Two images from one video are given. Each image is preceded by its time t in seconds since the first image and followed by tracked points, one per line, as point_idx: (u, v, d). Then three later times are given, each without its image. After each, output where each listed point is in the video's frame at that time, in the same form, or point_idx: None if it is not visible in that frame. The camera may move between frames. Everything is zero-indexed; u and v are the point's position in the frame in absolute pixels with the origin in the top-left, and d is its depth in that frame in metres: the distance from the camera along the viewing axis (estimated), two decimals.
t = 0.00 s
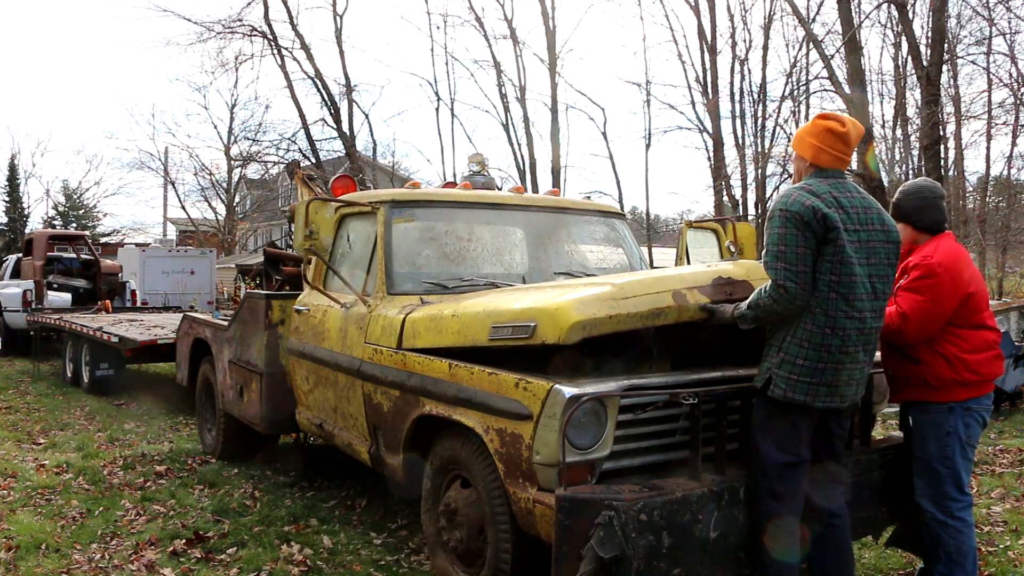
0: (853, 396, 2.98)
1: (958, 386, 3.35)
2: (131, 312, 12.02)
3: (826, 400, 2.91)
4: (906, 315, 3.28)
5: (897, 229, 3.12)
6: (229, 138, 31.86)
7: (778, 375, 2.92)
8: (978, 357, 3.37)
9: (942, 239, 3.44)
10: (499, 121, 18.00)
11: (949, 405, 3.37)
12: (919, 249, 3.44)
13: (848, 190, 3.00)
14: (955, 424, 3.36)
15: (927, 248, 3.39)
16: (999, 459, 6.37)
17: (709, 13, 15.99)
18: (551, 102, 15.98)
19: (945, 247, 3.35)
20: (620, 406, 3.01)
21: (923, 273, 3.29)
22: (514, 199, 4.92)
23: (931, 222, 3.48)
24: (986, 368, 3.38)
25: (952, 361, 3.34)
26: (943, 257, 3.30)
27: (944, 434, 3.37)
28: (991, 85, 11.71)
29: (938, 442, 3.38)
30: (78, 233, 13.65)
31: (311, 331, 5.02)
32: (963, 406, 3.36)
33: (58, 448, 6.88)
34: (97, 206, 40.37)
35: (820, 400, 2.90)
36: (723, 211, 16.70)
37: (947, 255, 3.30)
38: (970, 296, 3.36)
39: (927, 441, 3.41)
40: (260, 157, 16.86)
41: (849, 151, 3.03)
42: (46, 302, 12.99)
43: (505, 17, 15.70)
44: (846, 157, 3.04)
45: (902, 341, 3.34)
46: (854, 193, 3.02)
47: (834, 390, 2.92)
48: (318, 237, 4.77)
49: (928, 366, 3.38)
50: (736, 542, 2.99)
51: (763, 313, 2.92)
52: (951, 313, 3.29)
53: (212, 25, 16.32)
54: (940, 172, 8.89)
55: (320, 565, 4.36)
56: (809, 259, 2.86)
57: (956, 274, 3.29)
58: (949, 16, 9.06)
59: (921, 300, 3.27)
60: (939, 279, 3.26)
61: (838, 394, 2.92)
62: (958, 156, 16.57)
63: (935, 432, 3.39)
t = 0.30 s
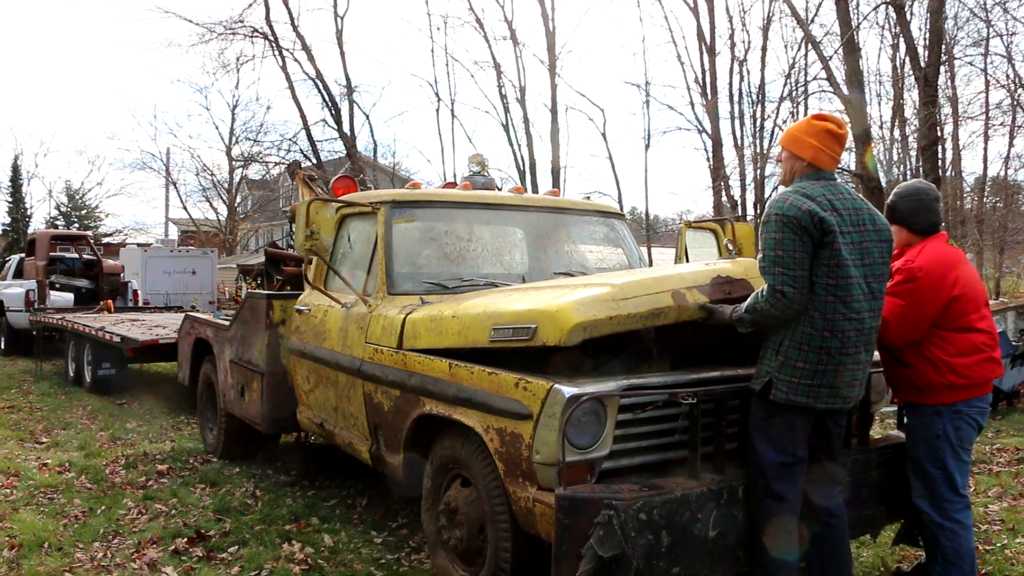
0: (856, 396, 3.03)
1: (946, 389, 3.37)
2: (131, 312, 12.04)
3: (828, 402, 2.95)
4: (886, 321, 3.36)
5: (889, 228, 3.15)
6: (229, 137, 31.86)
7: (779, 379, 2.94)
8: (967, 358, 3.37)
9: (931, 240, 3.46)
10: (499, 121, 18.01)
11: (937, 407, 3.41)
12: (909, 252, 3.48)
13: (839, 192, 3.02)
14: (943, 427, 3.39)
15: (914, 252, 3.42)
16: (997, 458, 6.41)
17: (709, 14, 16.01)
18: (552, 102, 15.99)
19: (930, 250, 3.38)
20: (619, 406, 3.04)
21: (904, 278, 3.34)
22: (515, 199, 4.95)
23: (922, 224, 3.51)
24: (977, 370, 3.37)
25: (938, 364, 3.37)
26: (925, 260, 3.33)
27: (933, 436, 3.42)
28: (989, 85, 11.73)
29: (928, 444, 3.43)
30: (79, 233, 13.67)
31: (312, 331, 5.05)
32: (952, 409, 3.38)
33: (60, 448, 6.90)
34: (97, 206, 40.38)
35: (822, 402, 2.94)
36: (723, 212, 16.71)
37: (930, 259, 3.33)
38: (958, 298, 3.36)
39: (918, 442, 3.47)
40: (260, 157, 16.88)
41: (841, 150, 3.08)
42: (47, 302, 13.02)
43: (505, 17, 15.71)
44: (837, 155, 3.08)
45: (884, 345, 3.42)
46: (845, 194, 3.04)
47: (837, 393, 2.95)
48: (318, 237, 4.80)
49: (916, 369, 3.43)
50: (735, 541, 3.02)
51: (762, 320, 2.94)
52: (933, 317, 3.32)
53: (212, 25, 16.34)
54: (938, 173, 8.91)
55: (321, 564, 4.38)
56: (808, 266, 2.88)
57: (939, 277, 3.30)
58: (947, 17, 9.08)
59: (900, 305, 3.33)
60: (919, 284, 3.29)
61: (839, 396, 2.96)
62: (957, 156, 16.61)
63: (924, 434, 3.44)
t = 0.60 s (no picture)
0: (865, 398, 3.00)
1: (943, 389, 3.34)
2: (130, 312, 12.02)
3: (838, 406, 2.92)
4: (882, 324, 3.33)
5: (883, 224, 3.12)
6: (229, 138, 31.85)
7: (788, 390, 2.92)
8: (963, 358, 3.34)
9: (925, 241, 3.43)
10: (499, 121, 17.98)
11: (935, 408, 3.38)
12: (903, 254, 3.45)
13: (833, 196, 2.98)
14: (941, 427, 3.36)
15: (908, 253, 3.39)
16: (1000, 459, 6.39)
17: (709, 13, 15.99)
18: (552, 102, 15.97)
19: (924, 251, 3.35)
20: (620, 407, 3.01)
21: (899, 279, 3.31)
22: (515, 199, 4.92)
23: (916, 224, 3.48)
24: (974, 369, 3.34)
25: (936, 365, 3.34)
26: (919, 261, 3.30)
27: (932, 437, 3.39)
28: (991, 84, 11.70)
29: (927, 445, 3.41)
30: (78, 233, 13.65)
31: (311, 331, 5.02)
32: (950, 409, 3.36)
33: (58, 448, 6.89)
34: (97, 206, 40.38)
35: (833, 407, 2.92)
36: (723, 211, 16.70)
37: (924, 259, 3.30)
38: (953, 297, 3.32)
39: (917, 443, 3.44)
40: (260, 156, 16.86)
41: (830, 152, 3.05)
42: (46, 302, 13.00)
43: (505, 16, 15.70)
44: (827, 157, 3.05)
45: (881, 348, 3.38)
46: (838, 196, 3.00)
47: (845, 397, 2.93)
48: (317, 237, 4.79)
49: (913, 370, 3.40)
50: (736, 543, 2.99)
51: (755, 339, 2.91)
52: (929, 318, 3.29)
53: (212, 25, 16.30)
54: (940, 172, 8.88)
55: (320, 565, 4.36)
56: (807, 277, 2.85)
57: (934, 277, 3.27)
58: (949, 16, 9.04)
59: (896, 306, 3.29)
60: (915, 284, 3.26)
61: (848, 401, 2.93)
62: (959, 156, 16.58)
63: (923, 434, 3.42)
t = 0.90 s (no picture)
0: (868, 399, 2.97)
1: (939, 390, 3.34)
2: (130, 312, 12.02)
3: (845, 412, 2.89)
4: (883, 325, 3.31)
5: (857, 217, 3.05)
6: (229, 138, 31.85)
7: (792, 407, 2.90)
8: (960, 360, 3.34)
9: (924, 241, 3.42)
10: (499, 121, 17.98)
11: (929, 407, 3.38)
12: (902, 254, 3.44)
13: (805, 216, 2.89)
14: (935, 426, 3.37)
15: (907, 254, 3.38)
16: (1000, 459, 6.39)
17: (710, 13, 15.98)
18: (552, 102, 15.96)
19: (924, 251, 3.35)
20: (620, 407, 3.00)
21: (900, 279, 3.30)
22: (515, 199, 4.92)
23: (915, 225, 3.48)
24: (969, 371, 3.34)
25: (934, 366, 3.33)
26: (920, 261, 3.30)
27: (925, 436, 3.40)
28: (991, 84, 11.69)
29: (920, 444, 3.41)
30: (78, 233, 13.65)
31: (311, 331, 5.01)
32: (944, 409, 3.36)
33: (58, 448, 6.89)
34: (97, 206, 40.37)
35: (840, 413, 2.89)
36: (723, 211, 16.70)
37: (924, 259, 3.30)
38: (952, 298, 3.32)
39: (910, 442, 3.45)
40: (260, 156, 16.85)
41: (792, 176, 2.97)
42: (46, 302, 12.99)
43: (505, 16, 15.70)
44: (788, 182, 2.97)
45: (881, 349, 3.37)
46: (810, 208, 2.92)
47: (848, 401, 2.89)
48: (317, 237, 4.81)
49: (911, 372, 3.39)
50: (737, 543, 2.99)
51: (730, 353, 2.95)
52: (930, 320, 3.27)
53: (212, 25, 16.28)
54: (940, 172, 8.87)
55: (320, 565, 4.36)
56: (780, 308, 2.84)
57: (934, 278, 3.27)
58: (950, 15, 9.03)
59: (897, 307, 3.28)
60: (916, 285, 3.26)
61: (852, 404, 2.90)
62: (959, 156, 16.58)
63: (916, 434, 3.43)
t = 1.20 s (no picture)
0: (867, 401, 2.93)
1: (935, 390, 3.34)
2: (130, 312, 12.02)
3: (841, 415, 2.86)
4: (880, 325, 3.30)
5: (834, 218, 3.03)
6: (229, 138, 31.84)
7: (786, 415, 2.88)
8: (955, 360, 3.34)
9: (919, 241, 3.43)
10: (499, 121, 17.98)
11: (925, 407, 3.38)
12: (897, 253, 3.44)
13: (779, 222, 2.87)
14: (930, 426, 3.36)
15: (903, 253, 3.38)
16: (1000, 459, 6.39)
17: (710, 13, 15.99)
18: (552, 102, 15.96)
19: (919, 251, 3.35)
20: (620, 407, 3.01)
21: (898, 279, 3.29)
22: (515, 199, 4.92)
23: (911, 224, 3.48)
24: (964, 371, 3.34)
25: (930, 366, 3.33)
26: (916, 261, 3.30)
27: (920, 435, 3.39)
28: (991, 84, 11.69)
29: (916, 444, 3.40)
30: (78, 233, 13.65)
31: (311, 331, 5.01)
32: (939, 409, 3.36)
33: (58, 448, 6.89)
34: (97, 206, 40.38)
35: (837, 418, 2.86)
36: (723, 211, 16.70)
37: (921, 259, 3.30)
38: (948, 299, 3.32)
39: (906, 442, 3.44)
40: (260, 156, 16.85)
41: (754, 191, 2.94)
42: (46, 302, 12.99)
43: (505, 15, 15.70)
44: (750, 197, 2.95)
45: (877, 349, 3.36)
46: (781, 215, 2.91)
47: (844, 405, 2.86)
48: (317, 237, 4.84)
49: (907, 371, 3.39)
50: (736, 543, 2.99)
51: (724, 358, 2.93)
52: (926, 321, 3.27)
53: (211, 25, 16.27)
54: (940, 172, 8.87)
55: (320, 565, 4.35)
56: (768, 315, 2.80)
57: (929, 278, 3.27)
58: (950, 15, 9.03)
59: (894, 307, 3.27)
60: (913, 284, 3.25)
61: (849, 407, 2.86)
62: (959, 156, 16.58)
63: (912, 433, 3.43)
